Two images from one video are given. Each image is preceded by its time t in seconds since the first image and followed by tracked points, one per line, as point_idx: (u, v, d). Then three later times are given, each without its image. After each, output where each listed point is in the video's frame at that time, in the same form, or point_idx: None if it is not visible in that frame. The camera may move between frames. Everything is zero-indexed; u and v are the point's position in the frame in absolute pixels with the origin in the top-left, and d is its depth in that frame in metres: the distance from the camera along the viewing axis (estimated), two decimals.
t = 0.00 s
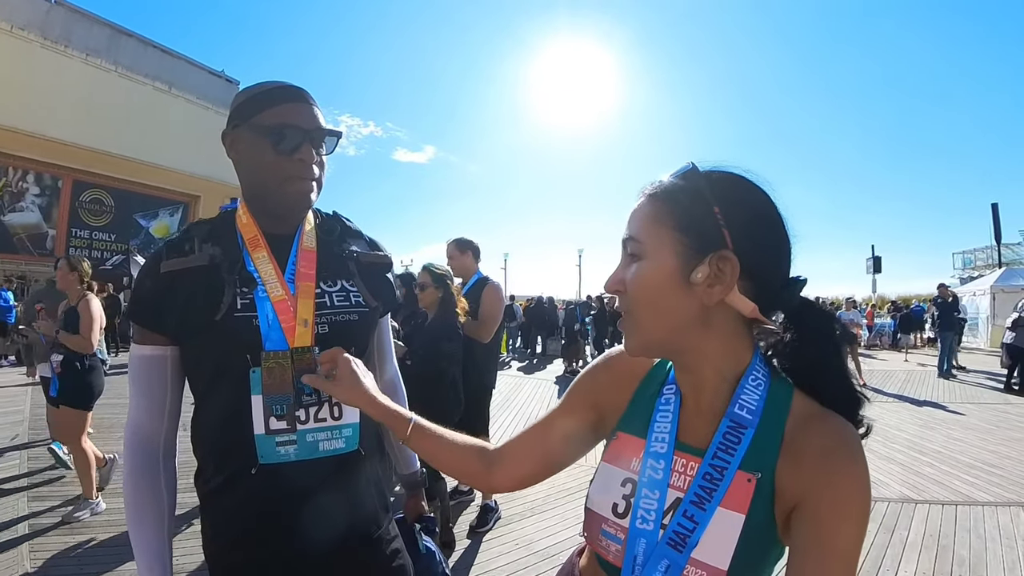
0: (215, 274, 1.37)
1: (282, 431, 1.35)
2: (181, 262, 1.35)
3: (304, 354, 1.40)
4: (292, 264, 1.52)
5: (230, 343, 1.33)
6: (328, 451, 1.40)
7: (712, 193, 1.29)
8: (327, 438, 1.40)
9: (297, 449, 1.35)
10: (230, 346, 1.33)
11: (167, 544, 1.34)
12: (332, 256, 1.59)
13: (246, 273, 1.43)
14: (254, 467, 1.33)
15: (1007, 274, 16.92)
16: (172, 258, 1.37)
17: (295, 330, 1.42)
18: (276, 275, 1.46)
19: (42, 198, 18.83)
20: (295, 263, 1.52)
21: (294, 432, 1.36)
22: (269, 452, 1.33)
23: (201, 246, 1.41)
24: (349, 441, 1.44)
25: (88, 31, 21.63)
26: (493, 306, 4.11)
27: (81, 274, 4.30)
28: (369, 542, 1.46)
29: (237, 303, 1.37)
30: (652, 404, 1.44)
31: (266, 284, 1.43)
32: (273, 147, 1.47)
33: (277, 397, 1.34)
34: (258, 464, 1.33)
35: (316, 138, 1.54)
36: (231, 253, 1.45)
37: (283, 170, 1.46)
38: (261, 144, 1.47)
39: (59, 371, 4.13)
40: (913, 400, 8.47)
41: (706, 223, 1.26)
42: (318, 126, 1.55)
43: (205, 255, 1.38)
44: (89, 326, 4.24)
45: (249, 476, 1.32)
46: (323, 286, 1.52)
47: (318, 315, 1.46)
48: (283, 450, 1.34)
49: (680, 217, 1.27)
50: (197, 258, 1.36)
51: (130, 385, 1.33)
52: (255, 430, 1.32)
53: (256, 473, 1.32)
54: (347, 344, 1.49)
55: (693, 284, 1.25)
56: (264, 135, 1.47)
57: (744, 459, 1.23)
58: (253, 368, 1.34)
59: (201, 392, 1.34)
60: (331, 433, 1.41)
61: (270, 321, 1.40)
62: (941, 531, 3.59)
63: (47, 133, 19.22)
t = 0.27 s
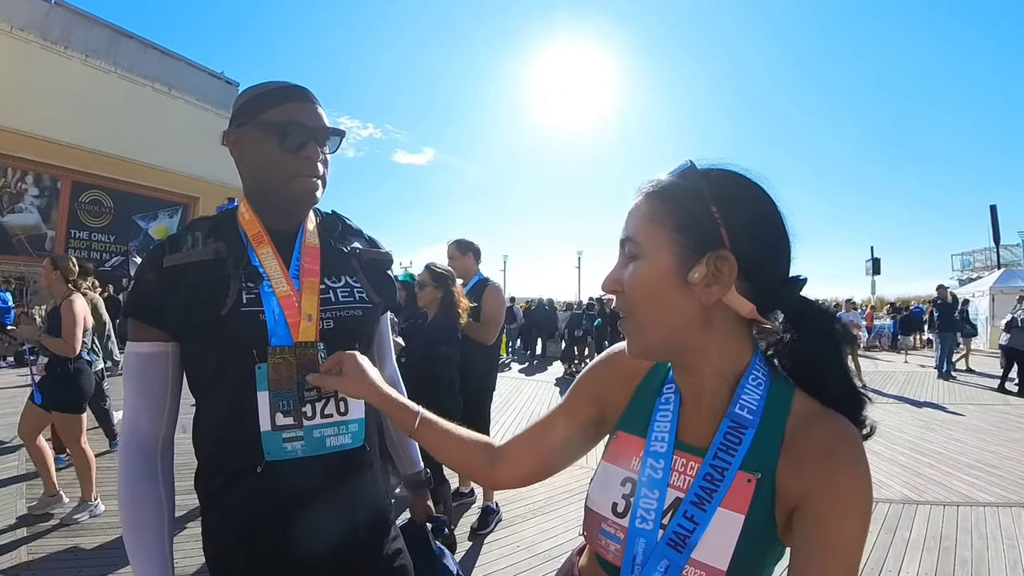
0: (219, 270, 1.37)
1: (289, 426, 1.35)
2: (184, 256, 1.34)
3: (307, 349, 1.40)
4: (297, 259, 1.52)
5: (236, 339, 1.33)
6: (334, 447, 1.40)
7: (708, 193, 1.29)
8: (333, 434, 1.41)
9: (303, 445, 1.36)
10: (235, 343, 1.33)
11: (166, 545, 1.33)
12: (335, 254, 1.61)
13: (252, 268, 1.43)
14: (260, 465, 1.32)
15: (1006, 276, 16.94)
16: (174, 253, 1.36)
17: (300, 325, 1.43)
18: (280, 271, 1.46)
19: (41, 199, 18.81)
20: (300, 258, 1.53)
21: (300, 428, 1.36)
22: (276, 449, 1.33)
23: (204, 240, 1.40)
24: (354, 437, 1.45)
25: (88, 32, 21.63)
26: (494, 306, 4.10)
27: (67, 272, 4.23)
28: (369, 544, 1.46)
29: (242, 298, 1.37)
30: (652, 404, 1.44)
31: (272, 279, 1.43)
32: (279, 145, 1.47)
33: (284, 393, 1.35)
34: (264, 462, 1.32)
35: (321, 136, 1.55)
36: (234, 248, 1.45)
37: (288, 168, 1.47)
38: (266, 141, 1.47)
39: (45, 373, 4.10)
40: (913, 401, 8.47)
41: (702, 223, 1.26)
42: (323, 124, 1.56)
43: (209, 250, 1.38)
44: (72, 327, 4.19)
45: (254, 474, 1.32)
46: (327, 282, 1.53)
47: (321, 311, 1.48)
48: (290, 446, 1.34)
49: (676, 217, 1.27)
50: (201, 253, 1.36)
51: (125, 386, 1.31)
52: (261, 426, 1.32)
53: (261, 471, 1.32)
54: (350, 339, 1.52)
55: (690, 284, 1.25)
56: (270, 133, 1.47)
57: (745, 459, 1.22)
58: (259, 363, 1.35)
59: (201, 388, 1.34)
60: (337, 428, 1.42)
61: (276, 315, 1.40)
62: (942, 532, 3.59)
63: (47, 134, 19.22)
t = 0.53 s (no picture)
0: (221, 269, 1.38)
1: (289, 426, 1.35)
2: (186, 256, 1.35)
3: (341, 338, 1.46)
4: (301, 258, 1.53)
5: (238, 338, 1.33)
6: (335, 447, 1.40)
7: (689, 196, 1.30)
8: (333, 434, 1.41)
9: (303, 445, 1.36)
10: (236, 342, 1.33)
11: (164, 546, 1.33)
12: (335, 254, 1.62)
13: (253, 268, 1.43)
14: (260, 465, 1.32)
15: (1005, 277, 16.93)
16: (176, 254, 1.36)
17: (325, 318, 1.46)
18: (291, 269, 1.48)
19: (40, 200, 18.83)
20: (304, 258, 1.54)
21: (300, 427, 1.36)
22: (276, 448, 1.33)
23: (205, 240, 1.41)
24: (354, 437, 1.45)
25: (88, 33, 21.66)
26: (493, 306, 4.11)
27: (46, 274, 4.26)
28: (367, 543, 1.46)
29: (243, 298, 1.37)
30: (641, 406, 1.45)
31: (274, 279, 1.44)
32: (284, 144, 1.47)
33: (285, 392, 1.35)
34: (264, 462, 1.32)
35: (324, 137, 1.56)
36: (237, 249, 1.46)
37: (292, 166, 1.47)
38: (271, 139, 1.47)
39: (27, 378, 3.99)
40: (913, 402, 8.46)
41: (683, 228, 1.27)
42: (326, 126, 1.57)
43: (212, 250, 1.39)
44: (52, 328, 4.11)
45: (255, 473, 1.32)
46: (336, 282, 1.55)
47: (342, 308, 1.52)
48: (290, 446, 1.34)
49: (657, 223, 1.28)
50: (204, 253, 1.37)
51: (126, 386, 1.31)
52: (262, 425, 1.32)
53: (262, 471, 1.32)
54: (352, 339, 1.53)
55: (673, 290, 1.25)
56: (275, 130, 1.47)
57: (732, 461, 1.22)
58: (259, 363, 1.35)
59: (203, 388, 1.34)
60: (337, 428, 1.41)
61: (277, 315, 1.40)
62: (941, 532, 3.59)
63: (46, 135, 19.23)
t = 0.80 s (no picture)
0: (225, 270, 1.38)
1: (295, 427, 1.35)
2: (191, 258, 1.36)
3: (358, 335, 1.50)
4: (308, 258, 1.56)
5: (243, 338, 1.34)
6: (340, 448, 1.40)
7: (689, 199, 1.30)
8: (339, 434, 1.40)
9: (309, 446, 1.35)
10: (241, 343, 1.33)
11: (171, 546, 1.33)
12: (342, 256, 1.65)
13: (259, 269, 1.44)
14: (266, 465, 1.32)
15: (1004, 278, 16.94)
16: (182, 255, 1.37)
17: (341, 318, 1.50)
18: (302, 269, 1.50)
19: (40, 200, 18.83)
20: (311, 259, 1.56)
21: (306, 428, 1.36)
22: (281, 449, 1.33)
23: (211, 243, 1.42)
24: (360, 438, 1.44)
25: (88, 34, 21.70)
26: (492, 308, 4.11)
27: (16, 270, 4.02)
28: (373, 544, 1.46)
29: (248, 298, 1.37)
30: (645, 405, 1.45)
31: (280, 279, 1.45)
32: (290, 150, 1.47)
33: (291, 392, 1.35)
34: (270, 462, 1.32)
35: (331, 146, 1.55)
36: (243, 250, 1.47)
37: (294, 173, 1.48)
38: (279, 143, 1.47)
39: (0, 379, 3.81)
40: (912, 403, 8.46)
41: (683, 232, 1.27)
42: (335, 135, 1.57)
43: (216, 252, 1.39)
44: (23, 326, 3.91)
45: (261, 473, 1.32)
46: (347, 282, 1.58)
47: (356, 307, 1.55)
48: (296, 447, 1.34)
49: (658, 227, 1.29)
50: (208, 254, 1.37)
51: (134, 385, 1.32)
52: (268, 425, 1.32)
53: (268, 471, 1.32)
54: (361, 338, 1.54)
55: (674, 294, 1.26)
56: (283, 135, 1.47)
57: (733, 460, 1.22)
58: (264, 363, 1.35)
59: (209, 388, 1.34)
60: (342, 429, 1.41)
61: (283, 316, 1.40)
62: (940, 532, 3.60)
63: (45, 136, 19.24)
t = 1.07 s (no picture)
0: (225, 272, 1.38)
1: (295, 429, 1.35)
2: (191, 259, 1.36)
3: (352, 343, 1.50)
4: (307, 263, 1.56)
5: (244, 338, 1.34)
6: (340, 448, 1.41)
7: (697, 201, 1.30)
8: (338, 435, 1.41)
9: (308, 446, 1.36)
10: (241, 344, 1.34)
11: (169, 547, 1.33)
12: (342, 260, 1.66)
13: (259, 271, 1.44)
14: (266, 466, 1.32)
15: (1004, 279, 16.95)
16: (182, 256, 1.38)
17: (336, 324, 1.50)
18: (301, 273, 1.50)
19: (40, 200, 18.83)
20: (310, 263, 1.56)
21: (307, 429, 1.36)
22: (281, 450, 1.33)
23: (211, 244, 1.42)
24: (360, 439, 1.45)
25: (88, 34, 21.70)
26: (491, 310, 4.12)
27: None
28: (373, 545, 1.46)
29: (247, 299, 1.38)
30: (647, 406, 1.45)
31: (279, 282, 1.45)
32: (284, 177, 1.47)
33: (291, 395, 1.35)
34: (271, 462, 1.32)
35: (333, 179, 1.54)
36: (244, 253, 1.47)
37: (285, 201, 1.49)
38: (275, 169, 1.48)
39: None
40: (912, 403, 8.47)
41: (691, 234, 1.27)
42: (340, 168, 1.55)
43: (216, 253, 1.39)
44: None
45: (261, 474, 1.32)
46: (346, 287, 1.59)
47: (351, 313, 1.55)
48: (295, 448, 1.34)
49: (665, 229, 1.29)
50: (209, 255, 1.38)
51: (134, 384, 1.32)
52: (268, 426, 1.33)
53: (268, 472, 1.32)
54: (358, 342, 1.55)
55: (681, 296, 1.26)
56: (283, 159, 1.48)
57: (738, 462, 1.23)
58: (264, 364, 1.35)
59: (209, 390, 1.34)
60: (342, 430, 1.42)
61: (282, 319, 1.41)
62: (940, 532, 3.60)
63: (45, 136, 19.25)
